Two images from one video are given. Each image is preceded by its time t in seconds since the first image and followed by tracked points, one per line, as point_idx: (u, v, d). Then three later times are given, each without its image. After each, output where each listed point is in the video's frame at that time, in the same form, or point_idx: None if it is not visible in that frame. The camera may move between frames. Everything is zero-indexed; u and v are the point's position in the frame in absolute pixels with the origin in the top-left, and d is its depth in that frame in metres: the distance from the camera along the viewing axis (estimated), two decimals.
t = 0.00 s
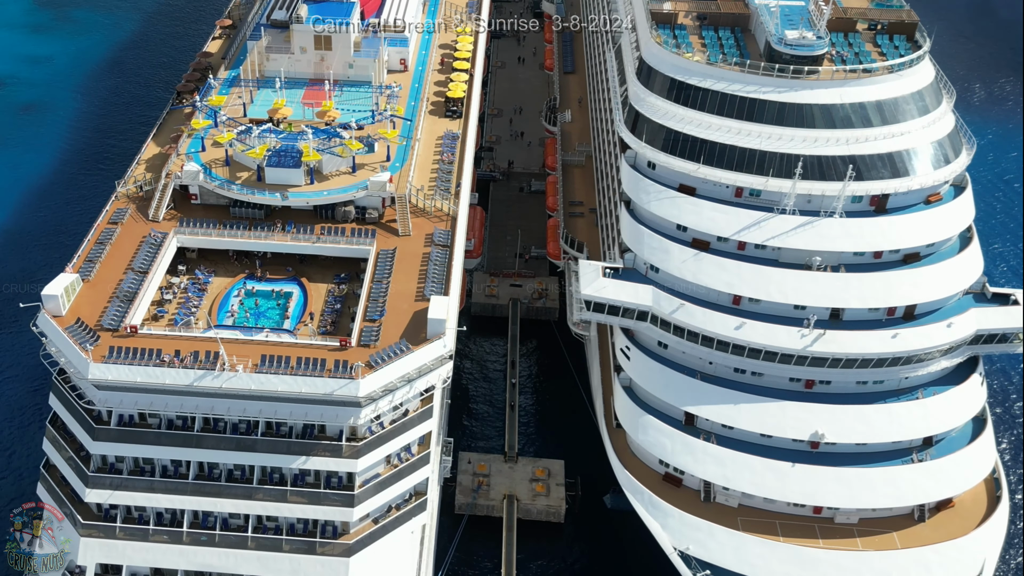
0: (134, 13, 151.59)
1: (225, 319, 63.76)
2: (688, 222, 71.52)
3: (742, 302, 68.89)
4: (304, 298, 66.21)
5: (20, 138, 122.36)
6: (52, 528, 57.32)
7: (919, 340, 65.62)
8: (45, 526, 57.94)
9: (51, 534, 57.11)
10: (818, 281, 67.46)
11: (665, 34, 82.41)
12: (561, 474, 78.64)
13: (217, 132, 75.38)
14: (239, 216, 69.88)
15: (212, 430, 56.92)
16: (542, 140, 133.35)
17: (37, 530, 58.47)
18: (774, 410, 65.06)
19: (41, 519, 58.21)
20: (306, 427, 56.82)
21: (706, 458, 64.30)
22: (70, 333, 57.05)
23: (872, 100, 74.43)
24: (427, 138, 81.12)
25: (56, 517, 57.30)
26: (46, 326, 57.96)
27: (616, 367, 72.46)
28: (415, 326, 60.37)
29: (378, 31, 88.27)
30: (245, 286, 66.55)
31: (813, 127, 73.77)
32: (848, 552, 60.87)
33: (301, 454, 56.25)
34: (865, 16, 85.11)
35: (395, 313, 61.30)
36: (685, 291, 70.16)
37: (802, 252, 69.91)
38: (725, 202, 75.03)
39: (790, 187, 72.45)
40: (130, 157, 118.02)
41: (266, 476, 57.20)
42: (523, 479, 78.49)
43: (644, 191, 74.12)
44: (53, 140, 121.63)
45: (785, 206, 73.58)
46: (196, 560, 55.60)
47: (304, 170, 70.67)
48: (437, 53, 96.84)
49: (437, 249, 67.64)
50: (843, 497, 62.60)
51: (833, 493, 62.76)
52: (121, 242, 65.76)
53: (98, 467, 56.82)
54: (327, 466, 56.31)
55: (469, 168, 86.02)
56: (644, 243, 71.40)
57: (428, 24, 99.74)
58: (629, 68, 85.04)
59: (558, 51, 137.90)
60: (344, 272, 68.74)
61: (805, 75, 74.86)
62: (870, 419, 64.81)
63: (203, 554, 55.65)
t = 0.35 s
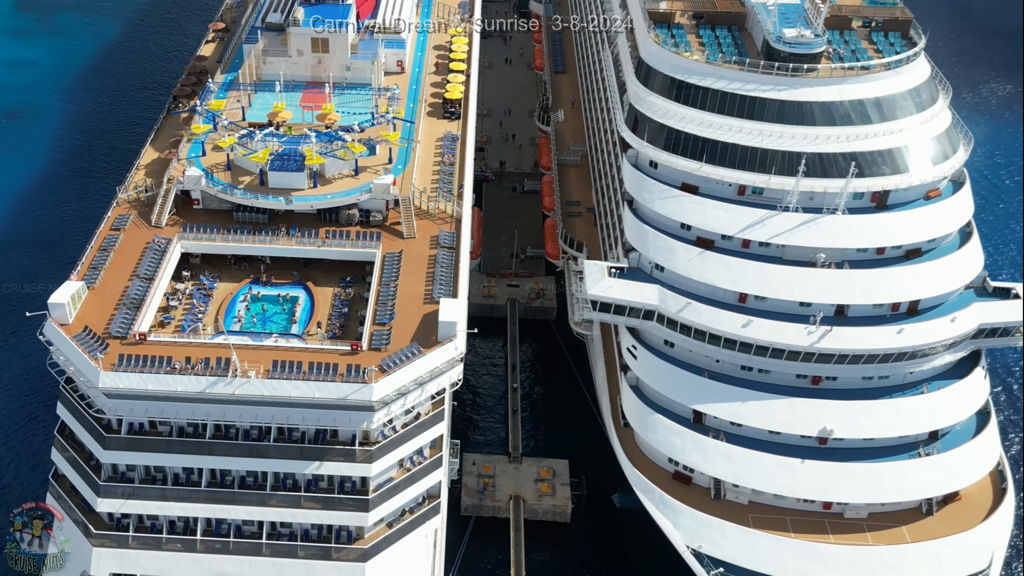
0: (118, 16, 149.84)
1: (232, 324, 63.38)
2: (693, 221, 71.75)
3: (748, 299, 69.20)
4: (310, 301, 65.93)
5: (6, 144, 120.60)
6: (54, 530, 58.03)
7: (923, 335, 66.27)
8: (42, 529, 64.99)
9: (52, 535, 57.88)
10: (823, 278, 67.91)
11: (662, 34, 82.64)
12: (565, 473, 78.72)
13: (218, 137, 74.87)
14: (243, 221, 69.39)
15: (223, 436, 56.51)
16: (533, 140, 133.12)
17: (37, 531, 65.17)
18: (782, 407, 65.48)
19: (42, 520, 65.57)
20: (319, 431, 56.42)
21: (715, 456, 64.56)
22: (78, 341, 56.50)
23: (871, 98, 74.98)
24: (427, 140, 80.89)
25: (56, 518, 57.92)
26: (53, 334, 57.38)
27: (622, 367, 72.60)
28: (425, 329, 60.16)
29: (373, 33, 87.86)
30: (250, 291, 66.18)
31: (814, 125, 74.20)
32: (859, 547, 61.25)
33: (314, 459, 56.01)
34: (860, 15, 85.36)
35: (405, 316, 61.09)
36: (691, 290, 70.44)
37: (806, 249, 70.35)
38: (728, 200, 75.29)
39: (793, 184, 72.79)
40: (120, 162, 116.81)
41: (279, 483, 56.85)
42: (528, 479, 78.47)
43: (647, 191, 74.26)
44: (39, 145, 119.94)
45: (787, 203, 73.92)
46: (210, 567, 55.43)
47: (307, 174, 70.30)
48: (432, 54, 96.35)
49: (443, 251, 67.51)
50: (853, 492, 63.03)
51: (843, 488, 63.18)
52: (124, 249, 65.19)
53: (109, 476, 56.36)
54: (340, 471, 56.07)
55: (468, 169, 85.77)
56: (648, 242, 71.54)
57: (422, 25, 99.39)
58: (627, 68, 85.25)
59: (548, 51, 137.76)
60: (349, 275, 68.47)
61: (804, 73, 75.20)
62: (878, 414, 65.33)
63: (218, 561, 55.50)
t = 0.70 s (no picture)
0: (102, 18, 147.70)
1: (240, 329, 63.19)
2: (697, 220, 71.98)
3: (753, 298, 69.59)
4: (317, 306, 65.71)
5: None
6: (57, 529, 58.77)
7: (927, 330, 66.65)
8: (45, 529, 72.79)
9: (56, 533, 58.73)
10: (828, 275, 68.31)
11: (660, 34, 82.89)
12: (570, 474, 78.85)
13: (218, 141, 74.34)
14: (247, 226, 69.06)
15: (236, 443, 56.13)
16: (524, 141, 132.46)
17: (37, 531, 72.33)
18: (791, 404, 65.85)
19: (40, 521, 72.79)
20: (332, 437, 56.17)
21: (726, 454, 64.85)
22: (88, 350, 55.99)
23: (870, 95, 75.63)
24: (427, 142, 80.74)
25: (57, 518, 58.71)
26: (61, 343, 56.87)
27: (629, 366, 72.73)
28: (436, 332, 60.03)
29: (370, 36, 87.64)
30: (256, 297, 65.88)
31: (814, 123, 74.60)
32: (870, 542, 61.67)
33: (328, 465, 55.78)
34: (854, 12, 86.42)
35: (414, 319, 60.98)
36: (696, 289, 70.69)
37: (810, 247, 70.70)
38: (731, 199, 75.50)
39: (796, 182, 73.01)
40: (109, 165, 115.40)
41: (292, 489, 56.61)
42: (533, 480, 78.53)
43: (650, 190, 74.39)
44: (25, 149, 118.05)
45: (790, 202, 74.10)
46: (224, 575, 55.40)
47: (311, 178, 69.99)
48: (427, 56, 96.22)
49: (449, 253, 67.37)
50: (862, 488, 63.46)
51: (852, 484, 63.60)
52: (128, 256, 64.67)
53: (120, 485, 55.95)
54: (355, 477, 55.90)
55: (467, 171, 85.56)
56: (653, 242, 71.72)
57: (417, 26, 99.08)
58: (624, 68, 85.51)
59: (537, 52, 137.57)
60: (355, 279, 68.26)
61: (803, 71, 75.75)
62: (884, 410, 65.85)
63: (232, 569, 55.45)
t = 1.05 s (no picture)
0: (86, 20, 145.96)
1: (249, 335, 62.68)
2: (702, 218, 72.23)
3: (760, 295, 69.69)
4: (325, 309, 65.44)
5: None
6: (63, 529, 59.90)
7: (933, 325, 67.29)
8: (45, 528, 75.54)
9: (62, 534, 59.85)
10: (834, 271, 68.74)
11: (659, 32, 83.02)
12: (576, 473, 78.80)
13: (219, 146, 73.86)
14: (252, 230, 68.55)
15: (249, 449, 55.84)
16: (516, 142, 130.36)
17: (37, 531, 75.16)
18: (799, 400, 66.26)
19: (40, 520, 75.80)
20: (346, 441, 55.89)
21: (736, 451, 65.13)
22: (99, 358, 55.53)
23: (869, 92, 76.23)
24: (427, 143, 80.48)
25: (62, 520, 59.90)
26: (71, 352, 56.37)
27: (636, 365, 72.84)
28: (447, 333, 59.93)
29: (368, 37, 87.22)
30: (264, 301, 65.54)
31: (815, 120, 75.02)
32: (882, 536, 62.06)
33: (343, 470, 55.62)
34: (849, 10, 86.75)
35: (425, 322, 60.83)
36: (703, 287, 70.94)
37: (815, 243, 71.09)
38: (734, 197, 75.76)
39: (800, 179, 73.41)
40: (98, 168, 113.89)
41: (307, 494, 56.34)
42: (539, 480, 78.44)
43: (653, 189, 74.56)
44: (14, 154, 116.43)
45: (794, 198, 74.47)
46: None
47: (316, 182, 69.75)
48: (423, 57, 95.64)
49: (457, 255, 67.25)
50: (872, 482, 63.87)
51: (862, 478, 64.02)
52: (134, 262, 64.18)
53: (134, 494, 55.56)
54: (370, 481, 55.74)
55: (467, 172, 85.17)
56: (659, 241, 71.91)
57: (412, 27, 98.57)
58: (623, 67, 85.67)
59: (528, 51, 137.23)
60: (362, 282, 68.02)
61: (801, 69, 76.27)
62: (892, 405, 66.35)
63: None
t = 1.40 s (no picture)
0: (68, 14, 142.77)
1: (258, 341, 62.43)
2: (706, 217, 72.41)
3: (766, 292, 69.91)
4: (333, 313, 65.15)
5: None
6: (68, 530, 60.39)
7: (938, 320, 67.93)
8: (45, 528, 74.61)
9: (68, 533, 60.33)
10: (839, 268, 69.16)
11: (658, 31, 83.09)
12: (582, 472, 78.62)
13: (221, 150, 73.37)
14: (257, 235, 68.12)
15: (263, 455, 55.48)
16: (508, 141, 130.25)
17: (37, 531, 74.29)
18: (808, 396, 66.65)
19: (40, 520, 74.92)
20: (360, 445, 55.60)
21: (746, 448, 65.37)
22: (110, 366, 55.05)
23: (868, 88, 76.74)
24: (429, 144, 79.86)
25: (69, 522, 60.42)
26: (81, 360, 55.85)
27: (643, 364, 72.89)
28: (459, 336, 59.80)
29: (364, 39, 86.76)
30: (271, 306, 65.18)
31: (816, 117, 75.44)
32: (893, 530, 62.50)
33: (359, 474, 55.44)
34: (844, 7, 86.76)
35: (437, 324, 60.68)
36: (709, 285, 71.10)
37: (819, 240, 71.43)
38: (738, 194, 75.69)
39: (803, 177, 73.80)
40: (80, 157, 111.72)
41: (322, 499, 56.17)
42: (546, 480, 78.24)
43: (657, 188, 74.65)
44: None
45: (797, 195, 74.74)
46: None
47: (320, 185, 69.51)
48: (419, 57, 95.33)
49: (464, 256, 67.10)
50: (882, 477, 64.30)
51: (872, 473, 64.44)
52: (140, 268, 63.67)
53: (147, 502, 55.25)
54: (386, 485, 55.57)
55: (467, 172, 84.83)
56: (664, 240, 72.08)
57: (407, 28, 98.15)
58: (622, 66, 85.68)
59: (518, 50, 136.74)
60: (368, 285, 67.70)
61: (798, 67, 76.81)
62: (899, 400, 66.85)
63: None
